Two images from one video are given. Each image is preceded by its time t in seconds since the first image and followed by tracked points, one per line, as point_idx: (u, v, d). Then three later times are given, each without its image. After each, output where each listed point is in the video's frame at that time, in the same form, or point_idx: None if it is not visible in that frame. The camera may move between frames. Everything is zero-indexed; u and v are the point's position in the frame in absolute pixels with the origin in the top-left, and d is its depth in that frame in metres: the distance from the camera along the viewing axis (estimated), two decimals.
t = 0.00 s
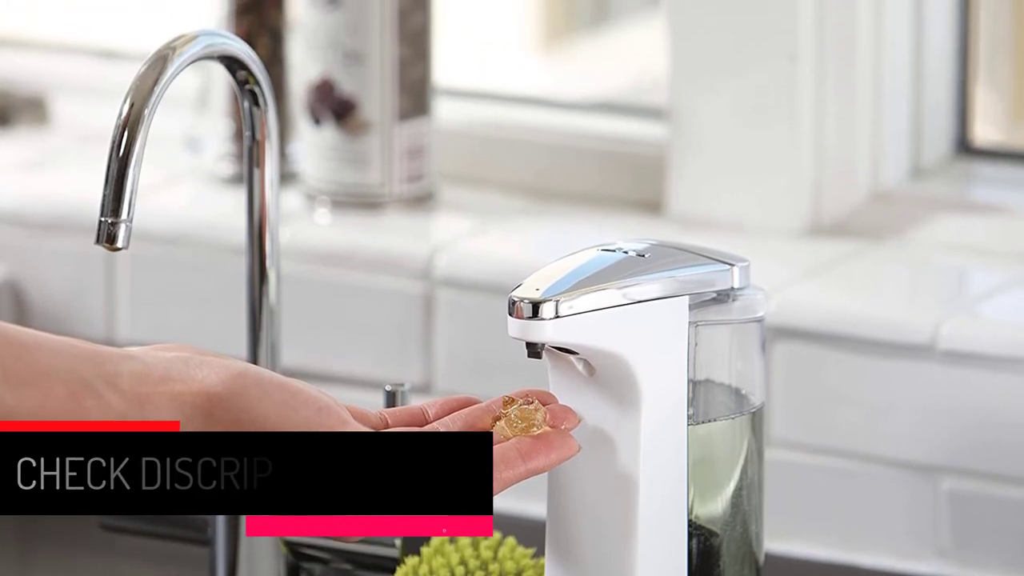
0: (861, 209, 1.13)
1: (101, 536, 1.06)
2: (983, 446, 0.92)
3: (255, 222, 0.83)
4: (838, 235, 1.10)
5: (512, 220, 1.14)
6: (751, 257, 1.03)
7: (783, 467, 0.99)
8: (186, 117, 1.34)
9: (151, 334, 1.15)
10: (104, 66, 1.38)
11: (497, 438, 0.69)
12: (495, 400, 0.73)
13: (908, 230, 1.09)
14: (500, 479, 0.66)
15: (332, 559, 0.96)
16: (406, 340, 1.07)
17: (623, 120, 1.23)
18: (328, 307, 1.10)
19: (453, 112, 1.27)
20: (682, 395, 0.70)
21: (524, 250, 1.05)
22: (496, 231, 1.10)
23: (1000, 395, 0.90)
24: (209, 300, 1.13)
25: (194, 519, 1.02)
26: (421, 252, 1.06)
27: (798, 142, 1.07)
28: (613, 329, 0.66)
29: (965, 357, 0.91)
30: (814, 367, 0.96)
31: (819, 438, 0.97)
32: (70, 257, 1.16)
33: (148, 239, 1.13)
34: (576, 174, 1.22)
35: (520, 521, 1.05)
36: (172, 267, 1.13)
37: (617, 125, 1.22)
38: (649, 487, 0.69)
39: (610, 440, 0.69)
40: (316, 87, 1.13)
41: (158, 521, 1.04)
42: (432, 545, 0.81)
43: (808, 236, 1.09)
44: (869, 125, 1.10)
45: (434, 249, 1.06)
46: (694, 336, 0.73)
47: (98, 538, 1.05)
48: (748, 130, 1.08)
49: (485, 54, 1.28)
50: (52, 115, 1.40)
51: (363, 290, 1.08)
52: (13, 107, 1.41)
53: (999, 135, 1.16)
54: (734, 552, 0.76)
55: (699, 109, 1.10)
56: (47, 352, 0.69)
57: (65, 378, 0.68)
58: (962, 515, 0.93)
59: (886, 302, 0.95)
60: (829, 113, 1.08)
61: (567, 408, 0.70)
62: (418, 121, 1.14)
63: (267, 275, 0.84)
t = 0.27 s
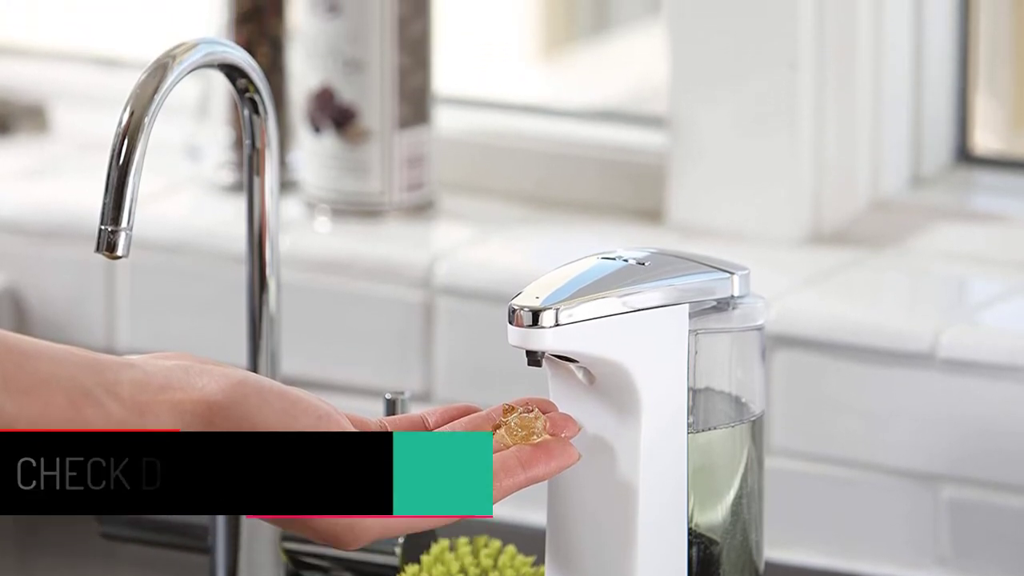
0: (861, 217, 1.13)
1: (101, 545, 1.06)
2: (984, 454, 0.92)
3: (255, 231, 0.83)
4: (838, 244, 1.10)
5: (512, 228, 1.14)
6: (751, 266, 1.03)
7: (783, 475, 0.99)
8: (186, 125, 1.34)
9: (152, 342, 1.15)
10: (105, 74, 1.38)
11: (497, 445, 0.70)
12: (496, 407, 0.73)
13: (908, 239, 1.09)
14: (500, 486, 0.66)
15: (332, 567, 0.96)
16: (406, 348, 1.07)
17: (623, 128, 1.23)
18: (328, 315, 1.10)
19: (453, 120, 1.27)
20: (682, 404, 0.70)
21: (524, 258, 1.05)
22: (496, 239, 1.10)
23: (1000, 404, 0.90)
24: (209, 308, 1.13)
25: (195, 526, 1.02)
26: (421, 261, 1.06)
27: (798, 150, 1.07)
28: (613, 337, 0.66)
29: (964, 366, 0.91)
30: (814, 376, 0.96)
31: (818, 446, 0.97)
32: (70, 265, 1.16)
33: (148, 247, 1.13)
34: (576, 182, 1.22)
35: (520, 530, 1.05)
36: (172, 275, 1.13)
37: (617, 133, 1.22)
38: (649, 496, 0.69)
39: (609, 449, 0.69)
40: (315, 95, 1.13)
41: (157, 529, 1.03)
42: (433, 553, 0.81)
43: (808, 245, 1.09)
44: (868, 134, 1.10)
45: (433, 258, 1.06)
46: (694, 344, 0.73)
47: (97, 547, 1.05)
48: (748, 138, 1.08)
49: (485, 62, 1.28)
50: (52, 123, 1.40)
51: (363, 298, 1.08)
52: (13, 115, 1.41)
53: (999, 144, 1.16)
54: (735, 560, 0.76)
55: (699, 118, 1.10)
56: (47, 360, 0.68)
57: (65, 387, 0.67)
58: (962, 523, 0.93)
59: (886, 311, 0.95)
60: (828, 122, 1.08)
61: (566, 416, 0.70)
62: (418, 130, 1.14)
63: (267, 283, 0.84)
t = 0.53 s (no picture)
0: (861, 225, 1.13)
1: (101, 553, 1.05)
2: (984, 462, 0.92)
3: (255, 239, 0.83)
4: (838, 251, 1.10)
5: (512, 236, 1.14)
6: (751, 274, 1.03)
7: (783, 483, 0.99)
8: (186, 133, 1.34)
9: (151, 350, 1.15)
10: (105, 82, 1.38)
11: (498, 454, 0.70)
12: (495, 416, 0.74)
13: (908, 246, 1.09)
14: (501, 494, 0.67)
15: None
16: (406, 356, 1.07)
17: (622, 136, 1.23)
18: (328, 323, 1.10)
19: (453, 128, 1.27)
20: (682, 412, 0.70)
21: (524, 266, 1.05)
22: (496, 247, 1.10)
23: (1000, 412, 0.90)
24: (208, 316, 1.13)
25: (195, 533, 1.03)
26: (421, 268, 1.06)
27: (798, 158, 1.07)
28: (613, 345, 0.66)
29: (965, 374, 0.91)
30: (814, 384, 0.96)
31: (819, 454, 0.97)
32: (70, 273, 1.16)
33: (148, 255, 1.13)
34: (576, 191, 1.22)
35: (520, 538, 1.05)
36: (172, 283, 1.13)
37: (617, 141, 1.22)
38: (649, 503, 0.69)
39: (610, 456, 0.69)
40: (315, 104, 1.13)
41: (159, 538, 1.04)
42: (433, 562, 0.81)
43: (808, 253, 1.09)
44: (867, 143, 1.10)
45: (434, 265, 1.06)
46: (694, 352, 0.73)
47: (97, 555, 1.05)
48: (748, 146, 1.08)
49: (485, 70, 1.28)
50: (52, 131, 1.40)
51: (363, 306, 1.08)
52: (12, 123, 1.41)
53: (998, 152, 1.16)
54: (735, 568, 0.76)
55: (699, 126, 1.10)
56: (46, 368, 0.67)
57: (65, 396, 0.67)
58: (962, 531, 0.93)
59: (886, 319, 0.95)
60: (828, 130, 1.08)
61: (566, 424, 0.70)
62: (418, 138, 1.14)
63: (267, 291, 0.84)
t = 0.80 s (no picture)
0: (861, 232, 1.13)
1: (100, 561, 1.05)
2: (984, 470, 0.92)
3: (255, 246, 0.83)
4: (837, 259, 1.10)
5: (512, 244, 1.14)
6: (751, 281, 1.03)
7: (783, 491, 0.99)
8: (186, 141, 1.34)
9: (151, 358, 1.15)
10: (105, 90, 1.38)
11: (498, 460, 0.71)
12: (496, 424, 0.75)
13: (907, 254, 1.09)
14: (501, 502, 0.67)
15: None
16: (406, 364, 1.07)
17: (622, 144, 1.23)
18: (327, 331, 1.10)
19: (454, 137, 1.27)
20: (682, 420, 0.70)
21: (524, 274, 1.05)
22: (496, 255, 1.10)
23: (1000, 419, 0.90)
24: (208, 323, 1.13)
25: (195, 540, 0.96)
26: (421, 276, 1.06)
27: (798, 166, 1.07)
28: (613, 352, 0.66)
29: (964, 381, 0.91)
30: (814, 391, 0.96)
31: (819, 461, 0.97)
32: (69, 281, 1.16)
33: (147, 263, 1.13)
34: (576, 199, 1.22)
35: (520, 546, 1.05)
36: (172, 291, 1.13)
37: (617, 149, 1.23)
38: (649, 510, 0.69)
39: (610, 464, 0.69)
40: (316, 111, 1.13)
41: (158, 544, 0.97)
42: (433, 570, 0.81)
43: (808, 261, 1.09)
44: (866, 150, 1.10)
45: (434, 273, 1.06)
46: (694, 360, 0.73)
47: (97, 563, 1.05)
48: (747, 153, 1.08)
49: (484, 78, 1.29)
50: (52, 139, 1.40)
51: (362, 314, 1.08)
52: (13, 131, 1.41)
53: (999, 159, 1.16)
54: None
55: (699, 133, 1.10)
56: (47, 377, 0.68)
57: (66, 403, 0.67)
58: (962, 539, 0.93)
59: (885, 326, 0.95)
60: (828, 137, 1.08)
61: (567, 432, 0.70)
62: (418, 145, 1.15)
63: (267, 299, 0.84)
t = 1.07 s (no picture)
0: (861, 239, 1.13)
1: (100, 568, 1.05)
2: (984, 477, 0.91)
3: (255, 253, 0.83)
4: (837, 266, 1.10)
5: (512, 251, 1.14)
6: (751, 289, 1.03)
7: (783, 498, 0.99)
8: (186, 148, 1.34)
9: (152, 365, 1.15)
10: (105, 97, 1.38)
11: (498, 467, 0.71)
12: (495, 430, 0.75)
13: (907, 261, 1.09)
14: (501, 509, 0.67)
15: None
16: (406, 371, 1.07)
17: (622, 151, 1.23)
18: (328, 338, 1.10)
19: (454, 143, 1.27)
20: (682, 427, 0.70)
21: (524, 281, 1.05)
22: (496, 262, 1.10)
23: (1000, 426, 0.90)
24: (208, 331, 1.13)
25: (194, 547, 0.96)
26: (421, 283, 1.06)
27: (798, 173, 1.07)
28: (613, 360, 0.66)
29: (965, 389, 0.91)
30: (814, 399, 0.96)
31: (819, 468, 0.97)
32: (70, 288, 1.16)
33: (147, 270, 1.14)
34: (576, 207, 1.22)
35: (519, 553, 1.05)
36: (172, 298, 1.13)
37: (617, 156, 1.23)
38: (649, 517, 0.69)
39: (610, 472, 0.69)
40: (315, 119, 1.13)
41: (157, 552, 0.97)
42: None
43: (808, 268, 1.09)
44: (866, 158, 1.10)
45: (433, 280, 1.06)
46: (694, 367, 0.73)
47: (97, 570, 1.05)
48: (747, 160, 1.08)
49: (484, 85, 1.29)
50: (52, 146, 1.40)
51: (362, 321, 1.08)
52: (13, 138, 1.41)
53: (999, 167, 1.16)
54: None
55: (699, 141, 1.10)
56: (47, 385, 0.68)
57: (66, 411, 0.67)
58: (962, 547, 0.93)
59: (885, 334, 0.95)
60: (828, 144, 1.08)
61: (567, 439, 0.70)
62: (418, 153, 1.15)
63: (267, 306, 0.84)
